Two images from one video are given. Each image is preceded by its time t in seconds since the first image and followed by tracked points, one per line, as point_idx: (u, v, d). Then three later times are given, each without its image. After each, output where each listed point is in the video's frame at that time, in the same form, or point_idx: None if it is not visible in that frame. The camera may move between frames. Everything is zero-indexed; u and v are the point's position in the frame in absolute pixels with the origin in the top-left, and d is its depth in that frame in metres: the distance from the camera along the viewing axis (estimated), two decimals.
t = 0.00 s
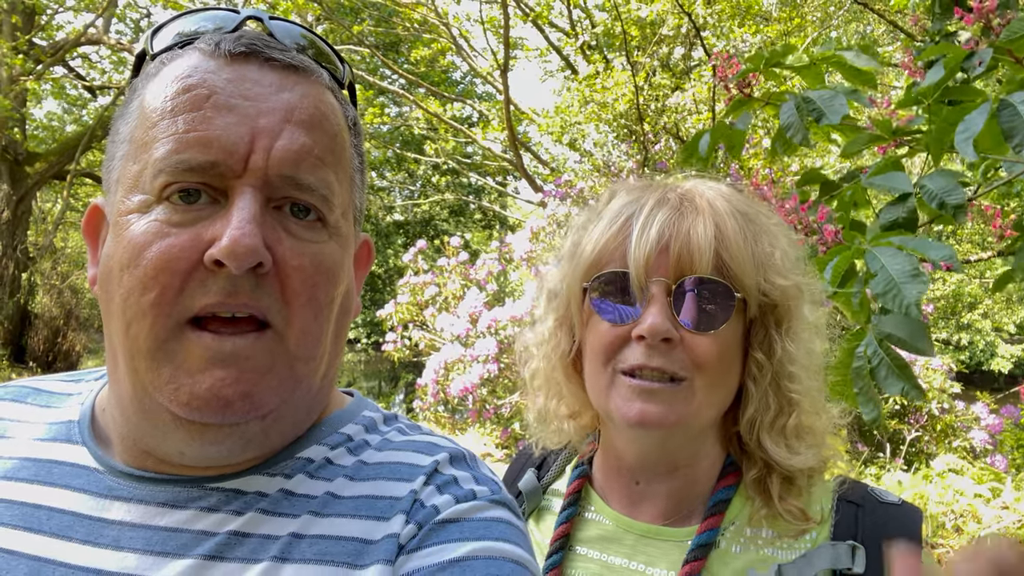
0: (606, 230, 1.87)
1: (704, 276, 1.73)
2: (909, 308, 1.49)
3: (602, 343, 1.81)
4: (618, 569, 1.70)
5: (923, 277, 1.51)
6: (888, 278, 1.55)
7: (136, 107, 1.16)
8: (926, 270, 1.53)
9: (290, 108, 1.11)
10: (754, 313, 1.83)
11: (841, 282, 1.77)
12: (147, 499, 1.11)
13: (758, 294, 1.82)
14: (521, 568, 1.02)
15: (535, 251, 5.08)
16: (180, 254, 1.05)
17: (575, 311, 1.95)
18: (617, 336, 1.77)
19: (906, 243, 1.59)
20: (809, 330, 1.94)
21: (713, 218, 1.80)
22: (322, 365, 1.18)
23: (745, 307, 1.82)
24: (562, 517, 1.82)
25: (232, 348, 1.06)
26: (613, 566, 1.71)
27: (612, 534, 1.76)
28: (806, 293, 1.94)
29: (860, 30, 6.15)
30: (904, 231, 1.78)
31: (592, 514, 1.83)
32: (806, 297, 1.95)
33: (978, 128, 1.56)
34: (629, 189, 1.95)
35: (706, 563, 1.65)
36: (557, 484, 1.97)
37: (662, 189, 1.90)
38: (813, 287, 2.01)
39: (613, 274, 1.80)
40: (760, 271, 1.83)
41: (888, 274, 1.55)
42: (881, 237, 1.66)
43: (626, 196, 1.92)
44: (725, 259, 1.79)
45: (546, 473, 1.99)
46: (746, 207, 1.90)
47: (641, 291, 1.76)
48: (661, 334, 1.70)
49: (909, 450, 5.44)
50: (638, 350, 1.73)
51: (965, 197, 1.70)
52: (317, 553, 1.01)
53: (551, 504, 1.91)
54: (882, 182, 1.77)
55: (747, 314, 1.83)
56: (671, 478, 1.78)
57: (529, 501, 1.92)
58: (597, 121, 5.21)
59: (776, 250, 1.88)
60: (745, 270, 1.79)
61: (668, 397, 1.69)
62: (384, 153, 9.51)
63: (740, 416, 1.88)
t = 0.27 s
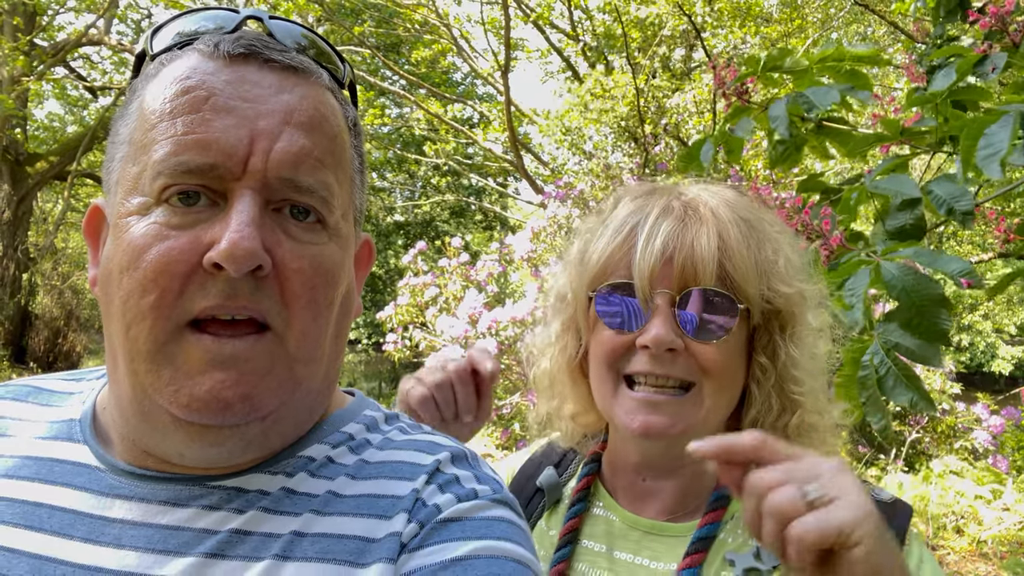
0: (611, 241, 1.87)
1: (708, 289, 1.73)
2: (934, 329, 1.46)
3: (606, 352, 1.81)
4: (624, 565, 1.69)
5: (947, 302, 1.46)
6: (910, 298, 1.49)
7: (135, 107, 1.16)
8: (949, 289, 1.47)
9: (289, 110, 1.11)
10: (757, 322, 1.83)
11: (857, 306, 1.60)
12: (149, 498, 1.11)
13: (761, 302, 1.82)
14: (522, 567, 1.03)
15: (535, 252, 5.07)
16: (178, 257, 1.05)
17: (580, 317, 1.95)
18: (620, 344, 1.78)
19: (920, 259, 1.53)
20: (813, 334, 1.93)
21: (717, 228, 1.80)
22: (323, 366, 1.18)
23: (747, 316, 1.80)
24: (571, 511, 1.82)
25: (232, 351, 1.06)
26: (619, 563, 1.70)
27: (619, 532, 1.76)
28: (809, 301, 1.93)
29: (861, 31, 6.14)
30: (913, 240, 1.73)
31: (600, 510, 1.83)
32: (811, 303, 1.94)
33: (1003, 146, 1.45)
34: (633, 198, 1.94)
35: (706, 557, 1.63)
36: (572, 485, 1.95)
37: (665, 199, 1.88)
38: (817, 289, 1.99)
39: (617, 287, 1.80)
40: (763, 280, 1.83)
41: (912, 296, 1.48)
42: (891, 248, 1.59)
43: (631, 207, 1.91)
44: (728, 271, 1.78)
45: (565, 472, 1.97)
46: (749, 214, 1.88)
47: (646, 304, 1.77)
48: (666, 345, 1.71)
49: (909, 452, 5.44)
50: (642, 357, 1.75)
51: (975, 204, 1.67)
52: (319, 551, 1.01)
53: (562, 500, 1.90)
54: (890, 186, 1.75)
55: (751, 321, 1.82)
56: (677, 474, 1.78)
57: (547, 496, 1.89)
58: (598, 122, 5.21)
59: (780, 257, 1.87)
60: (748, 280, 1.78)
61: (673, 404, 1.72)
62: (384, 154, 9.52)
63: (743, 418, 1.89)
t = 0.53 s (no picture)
0: (618, 233, 1.87)
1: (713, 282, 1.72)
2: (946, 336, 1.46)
3: (613, 347, 1.81)
4: (628, 568, 1.69)
5: (957, 304, 1.45)
6: (911, 295, 1.50)
7: (133, 108, 1.16)
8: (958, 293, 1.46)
9: (287, 112, 1.11)
10: (762, 317, 1.82)
11: (869, 308, 1.57)
12: (150, 499, 1.11)
13: (766, 299, 1.82)
14: (522, 568, 1.03)
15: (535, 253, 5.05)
16: (176, 261, 1.05)
17: (585, 309, 1.95)
18: (625, 336, 1.79)
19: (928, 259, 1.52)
20: (818, 334, 1.92)
21: (723, 222, 1.79)
22: (323, 367, 1.17)
23: (753, 312, 1.81)
24: (574, 513, 1.80)
25: (230, 355, 1.06)
26: (623, 566, 1.70)
27: (622, 534, 1.76)
28: (814, 300, 1.92)
29: (862, 30, 6.14)
30: (916, 236, 1.76)
31: (603, 512, 1.83)
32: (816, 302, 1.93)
33: None
34: (641, 193, 1.94)
35: (712, 559, 1.63)
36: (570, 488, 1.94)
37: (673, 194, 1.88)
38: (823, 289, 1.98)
39: (623, 278, 1.80)
40: (769, 275, 1.82)
41: (919, 294, 1.49)
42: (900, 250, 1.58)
43: (639, 199, 1.91)
44: (734, 264, 1.78)
45: (565, 473, 1.97)
46: (756, 211, 1.88)
47: (652, 294, 1.77)
48: (670, 336, 1.71)
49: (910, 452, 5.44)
50: (647, 350, 1.75)
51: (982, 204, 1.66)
52: (319, 552, 1.01)
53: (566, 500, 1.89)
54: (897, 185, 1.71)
55: (755, 317, 1.82)
56: (681, 478, 1.78)
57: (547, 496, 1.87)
58: (598, 123, 5.21)
59: (786, 254, 1.87)
60: (753, 275, 1.78)
61: (677, 404, 1.71)
62: (385, 154, 9.53)
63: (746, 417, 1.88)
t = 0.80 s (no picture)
0: (622, 229, 1.87)
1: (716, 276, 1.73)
2: (947, 331, 1.46)
3: (617, 344, 1.81)
4: (632, 569, 1.69)
5: (961, 300, 1.47)
6: (924, 300, 1.50)
7: (131, 112, 1.16)
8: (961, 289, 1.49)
9: (285, 118, 1.11)
10: (766, 313, 1.82)
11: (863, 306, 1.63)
12: (151, 500, 1.11)
13: (770, 295, 1.82)
14: (522, 568, 1.02)
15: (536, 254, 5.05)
16: (172, 270, 1.05)
17: (589, 307, 1.95)
18: (629, 333, 1.79)
19: (931, 257, 1.54)
20: (821, 331, 1.91)
21: (728, 219, 1.80)
22: (321, 371, 1.17)
23: (757, 308, 1.81)
24: (577, 515, 1.80)
25: (225, 362, 1.06)
26: (627, 567, 1.70)
27: (625, 535, 1.75)
28: (819, 297, 1.92)
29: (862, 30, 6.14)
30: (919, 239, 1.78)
31: (606, 513, 1.82)
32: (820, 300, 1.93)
33: None
34: (645, 190, 1.94)
35: (719, 560, 1.62)
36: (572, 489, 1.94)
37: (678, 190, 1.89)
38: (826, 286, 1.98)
39: (627, 273, 1.80)
40: (772, 272, 1.82)
41: (922, 296, 1.50)
42: (904, 250, 1.60)
43: (645, 195, 1.91)
44: (738, 260, 1.78)
45: (566, 474, 1.96)
46: (760, 208, 1.89)
47: (656, 289, 1.77)
48: (675, 331, 1.71)
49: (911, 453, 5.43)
50: (651, 346, 1.74)
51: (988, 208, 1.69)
52: (319, 553, 1.01)
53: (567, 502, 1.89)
54: (900, 188, 1.71)
55: (759, 314, 1.82)
56: (686, 478, 1.78)
57: (550, 496, 1.87)
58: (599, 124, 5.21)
59: (789, 252, 1.86)
60: (757, 271, 1.78)
61: (683, 403, 1.71)
62: (385, 155, 9.53)
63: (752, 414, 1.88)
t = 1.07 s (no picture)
0: (621, 227, 1.88)
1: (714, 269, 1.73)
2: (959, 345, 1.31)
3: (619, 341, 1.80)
4: (636, 566, 1.68)
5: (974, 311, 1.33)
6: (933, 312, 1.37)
7: (135, 111, 1.16)
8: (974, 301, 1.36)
9: (291, 123, 1.11)
10: (767, 306, 1.82)
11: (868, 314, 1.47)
12: (151, 499, 1.11)
13: (770, 288, 1.82)
14: (522, 568, 1.03)
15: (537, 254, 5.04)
16: (174, 274, 1.05)
17: (592, 306, 1.95)
18: (633, 329, 1.76)
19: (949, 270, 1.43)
20: (821, 324, 1.92)
21: (725, 214, 1.81)
22: (322, 373, 1.17)
23: (758, 300, 1.81)
24: (580, 511, 1.81)
25: (226, 364, 1.06)
26: (630, 564, 1.69)
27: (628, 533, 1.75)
28: (818, 287, 1.92)
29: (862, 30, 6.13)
30: (940, 256, 1.74)
31: (608, 510, 1.82)
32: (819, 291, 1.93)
33: None
34: (642, 189, 1.96)
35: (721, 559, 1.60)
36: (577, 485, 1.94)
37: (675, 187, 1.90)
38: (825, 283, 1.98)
39: (627, 270, 1.80)
40: (772, 266, 1.82)
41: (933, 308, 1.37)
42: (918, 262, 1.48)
43: (642, 194, 1.93)
44: (737, 254, 1.78)
45: (571, 471, 1.96)
46: (757, 203, 1.89)
47: (657, 283, 1.77)
48: (676, 325, 1.70)
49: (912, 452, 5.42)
50: (653, 341, 1.73)
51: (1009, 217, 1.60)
52: (320, 554, 1.01)
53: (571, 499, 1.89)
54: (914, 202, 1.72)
55: (760, 307, 1.83)
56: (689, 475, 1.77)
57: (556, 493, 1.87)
58: (599, 124, 5.20)
59: (788, 246, 1.87)
60: (757, 263, 1.78)
61: (691, 397, 1.69)
62: (385, 156, 9.53)
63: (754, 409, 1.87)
